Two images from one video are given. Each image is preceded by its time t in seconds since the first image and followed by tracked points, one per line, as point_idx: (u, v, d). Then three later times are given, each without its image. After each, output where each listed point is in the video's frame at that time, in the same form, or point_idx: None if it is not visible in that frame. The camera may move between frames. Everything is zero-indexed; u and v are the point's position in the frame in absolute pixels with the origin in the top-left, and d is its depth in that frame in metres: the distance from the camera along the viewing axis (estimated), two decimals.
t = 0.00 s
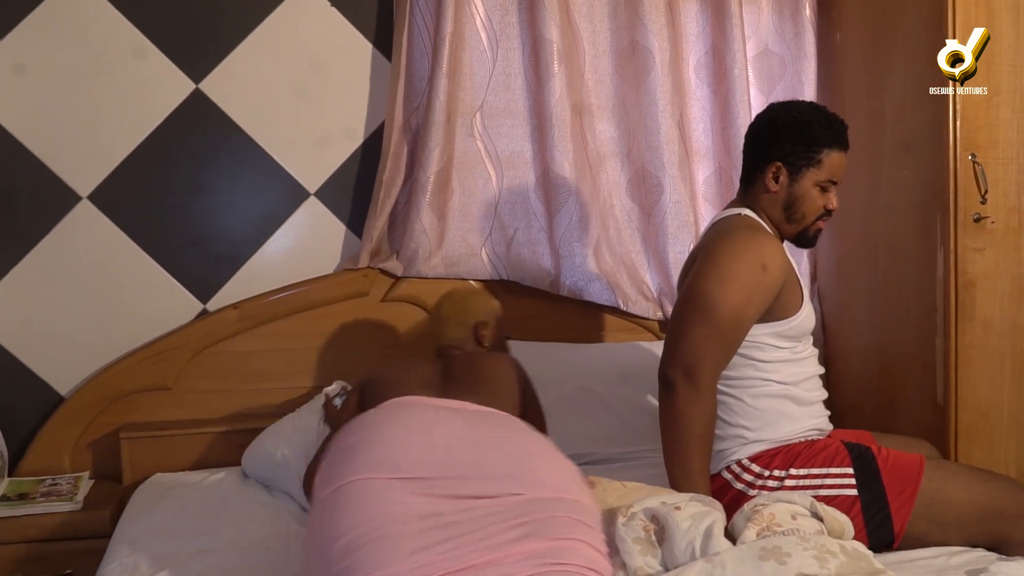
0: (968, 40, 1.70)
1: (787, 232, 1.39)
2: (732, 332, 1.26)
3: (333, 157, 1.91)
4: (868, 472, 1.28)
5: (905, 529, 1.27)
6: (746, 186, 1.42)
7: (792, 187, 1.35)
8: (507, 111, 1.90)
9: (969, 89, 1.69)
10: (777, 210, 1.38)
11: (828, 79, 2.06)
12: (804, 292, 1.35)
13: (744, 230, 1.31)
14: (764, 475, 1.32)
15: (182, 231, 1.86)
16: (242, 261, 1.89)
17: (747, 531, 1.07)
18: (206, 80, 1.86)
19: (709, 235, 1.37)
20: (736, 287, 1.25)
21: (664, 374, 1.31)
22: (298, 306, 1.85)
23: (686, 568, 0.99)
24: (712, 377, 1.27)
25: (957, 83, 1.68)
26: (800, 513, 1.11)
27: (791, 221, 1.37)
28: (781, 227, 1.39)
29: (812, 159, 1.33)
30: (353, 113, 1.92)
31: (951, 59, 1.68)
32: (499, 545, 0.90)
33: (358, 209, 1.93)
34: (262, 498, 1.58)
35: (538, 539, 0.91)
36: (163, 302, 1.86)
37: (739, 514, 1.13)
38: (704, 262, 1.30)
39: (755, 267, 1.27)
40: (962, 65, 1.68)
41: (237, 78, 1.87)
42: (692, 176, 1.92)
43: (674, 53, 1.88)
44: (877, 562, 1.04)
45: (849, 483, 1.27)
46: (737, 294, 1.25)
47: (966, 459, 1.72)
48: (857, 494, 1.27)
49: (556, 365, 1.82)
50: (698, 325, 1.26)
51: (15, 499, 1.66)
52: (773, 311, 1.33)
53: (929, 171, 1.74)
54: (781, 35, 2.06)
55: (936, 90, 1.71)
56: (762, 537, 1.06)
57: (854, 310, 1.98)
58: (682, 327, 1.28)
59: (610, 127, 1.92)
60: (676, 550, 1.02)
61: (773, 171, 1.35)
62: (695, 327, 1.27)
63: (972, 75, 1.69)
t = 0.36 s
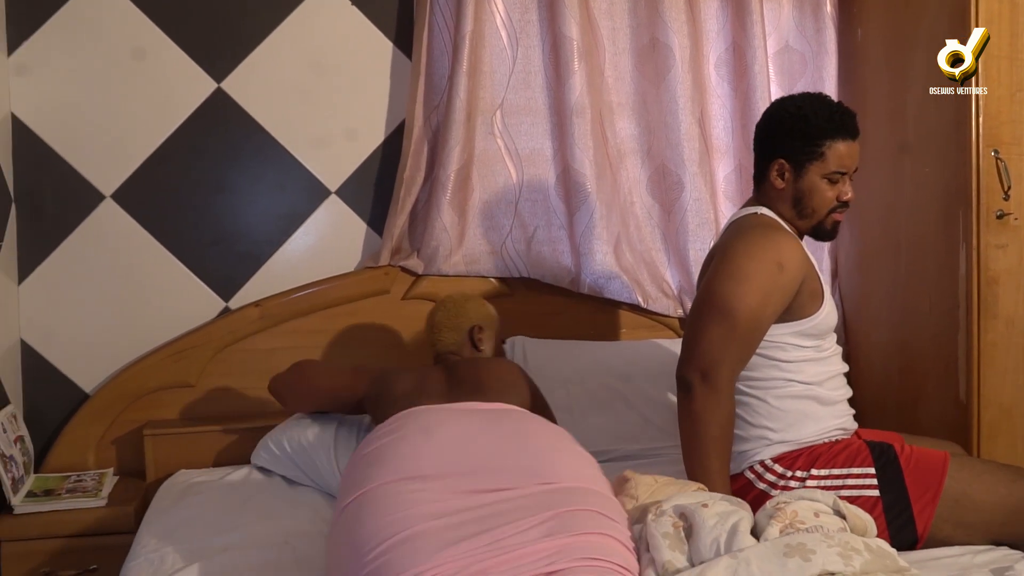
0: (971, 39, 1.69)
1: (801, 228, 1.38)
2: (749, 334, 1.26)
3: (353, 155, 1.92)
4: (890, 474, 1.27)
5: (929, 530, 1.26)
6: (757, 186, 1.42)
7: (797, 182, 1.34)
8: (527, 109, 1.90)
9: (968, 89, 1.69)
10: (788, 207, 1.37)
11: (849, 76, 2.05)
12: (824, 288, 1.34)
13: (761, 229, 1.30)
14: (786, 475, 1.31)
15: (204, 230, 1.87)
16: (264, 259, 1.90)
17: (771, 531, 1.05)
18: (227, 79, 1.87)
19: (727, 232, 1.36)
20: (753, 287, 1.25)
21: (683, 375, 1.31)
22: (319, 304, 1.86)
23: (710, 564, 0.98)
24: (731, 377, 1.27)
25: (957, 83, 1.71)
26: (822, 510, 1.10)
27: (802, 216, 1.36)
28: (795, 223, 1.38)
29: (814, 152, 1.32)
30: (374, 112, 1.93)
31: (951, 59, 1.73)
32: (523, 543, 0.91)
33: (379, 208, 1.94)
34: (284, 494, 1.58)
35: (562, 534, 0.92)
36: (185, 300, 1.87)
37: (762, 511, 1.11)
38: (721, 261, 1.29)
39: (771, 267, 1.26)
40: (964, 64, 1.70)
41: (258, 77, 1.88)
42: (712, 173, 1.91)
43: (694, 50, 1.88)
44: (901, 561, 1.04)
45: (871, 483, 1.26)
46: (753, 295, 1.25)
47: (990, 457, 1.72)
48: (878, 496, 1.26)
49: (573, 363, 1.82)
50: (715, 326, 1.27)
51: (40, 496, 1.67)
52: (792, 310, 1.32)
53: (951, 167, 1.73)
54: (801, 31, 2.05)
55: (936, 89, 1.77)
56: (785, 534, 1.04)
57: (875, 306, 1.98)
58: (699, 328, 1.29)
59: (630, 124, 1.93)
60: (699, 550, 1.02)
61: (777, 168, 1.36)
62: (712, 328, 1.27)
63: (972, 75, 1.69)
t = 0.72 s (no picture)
0: (971, 39, 1.74)
1: (811, 228, 1.42)
2: (762, 331, 1.30)
3: (374, 156, 1.97)
4: (896, 466, 1.30)
5: (937, 522, 1.29)
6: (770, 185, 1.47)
7: (807, 183, 1.38)
8: (544, 110, 1.94)
9: (969, 89, 1.74)
10: (798, 207, 1.41)
11: (861, 77, 2.09)
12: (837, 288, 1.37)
13: (777, 229, 1.34)
14: (795, 470, 1.34)
15: (229, 229, 1.92)
16: (287, 258, 1.95)
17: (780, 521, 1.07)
18: (251, 82, 1.91)
19: (743, 232, 1.40)
20: (767, 285, 1.29)
21: (697, 373, 1.35)
22: (341, 301, 1.90)
23: (721, 554, 1.01)
24: (745, 373, 1.31)
25: (958, 83, 1.77)
26: (831, 503, 1.13)
27: (812, 216, 1.40)
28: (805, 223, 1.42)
29: (823, 154, 1.36)
30: (394, 114, 1.97)
31: (952, 59, 1.78)
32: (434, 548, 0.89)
33: (399, 208, 1.98)
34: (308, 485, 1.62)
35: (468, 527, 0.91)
36: (210, 298, 1.92)
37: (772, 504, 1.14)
38: (737, 260, 1.33)
39: (785, 265, 1.30)
40: (965, 64, 1.75)
41: (281, 80, 1.92)
42: (726, 172, 1.95)
43: (708, 52, 1.92)
44: (909, 553, 1.07)
45: (878, 478, 1.30)
46: (767, 293, 1.29)
47: (1000, 451, 1.74)
48: (886, 490, 1.29)
49: (586, 360, 1.86)
50: (730, 324, 1.31)
51: (72, 488, 1.71)
52: (806, 309, 1.36)
53: (962, 166, 1.77)
54: (813, 33, 2.09)
55: (937, 88, 1.83)
56: (795, 526, 1.07)
57: (887, 303, 2.01)
58: (715, 325, 1.33)
59: (645, 125, 1.97)
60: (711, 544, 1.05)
61: (787, 169, 1.40)
62: (727, 325, 1.31)
63: (972, 75, 1.74)
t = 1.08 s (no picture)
0: (970, 39, 1.78)
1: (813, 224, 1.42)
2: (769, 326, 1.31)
3: (389, 155, 1.98)
4: (909, 460, 1.30)
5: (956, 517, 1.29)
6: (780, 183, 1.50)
7: (809, 179, 1.40)
8: (557, 108, 1.95)
9: (969, 89, 1.79)
10: (802, 203, 1.43)
11: (874, 73, 2.09)
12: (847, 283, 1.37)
13: (782, 225, 1.34)
14: (806, 463, 1.35)
15: (246, 229, 1.94)
16: (303, 257, 1.96)
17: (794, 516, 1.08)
18: (266, 82, 1.93)
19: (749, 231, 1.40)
20: (772, 279, 1.30)
21: (706, 368, 1.37)
22: (356, 299, 1.91)
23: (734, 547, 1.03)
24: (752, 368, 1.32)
25: (957, 83, 1.82)
26: (845, 498, 1.14)
27: (814, 212, 1.41)
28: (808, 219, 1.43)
29: (823, 150, 1.37)
30: (409, 113, 1.99)
31: (952, 59, 1.82)
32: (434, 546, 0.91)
33: (414, 206, 2.00)
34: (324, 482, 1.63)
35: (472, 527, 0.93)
36: (228, 296, 1.93)
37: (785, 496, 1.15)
38: (742, 256, 1.34)
39: (789, 259, 1.30)
40: (964, 64, 1.80)
41: (297, 80, 1.94)
42: (739, 169, 1.96)
43: (720, 49, 1.93)
44: (922, 547, 1.09)
45: (890, 473, 1.30)
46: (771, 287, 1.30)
47: (1013, 447, 1.74)
48: (898, 484, 1.29)
49: (599, 357, 1.87)
50: (735, 321, 1.32)
51: (92, 486, 1.72)
52: (814, 304, 1.36)
53: (974, 162, 1.77)
54: (825, 30, 2.09)
55: (936, 88, 1.87)
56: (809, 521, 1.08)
57: (900, 298, 2.02)
58: (722, 319, 1.34)
59: (658, 122, 1.98)
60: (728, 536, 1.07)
61: (793, 165, 1.43)
62: (732, 322, 1.32)
63: (972, 75, 1.78)
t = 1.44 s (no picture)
0: (970, 39, 1.78)
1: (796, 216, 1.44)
2: (756, 308, 1.31)
3: (392, 154, 1.98)
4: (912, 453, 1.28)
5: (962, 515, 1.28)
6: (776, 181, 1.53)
7: (790, 170, 1.43)
8: (559, 107, 1.95)
9: (968, 89, 1.80)
10: (785, 195, 1.45)
11: (876, 71, 2.09)
12: (830, 261, 1.36)
13: (757, 217, 1.35)
14: (808, 453, 1.33)
15: (249, 228, 1.94)
16: (305, 255, 1.96)
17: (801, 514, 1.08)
18: (269, 81, 1.93)
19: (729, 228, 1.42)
20: (749, 263, 1.30)
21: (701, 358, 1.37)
22: (359, 297, 1.91)
23: (746, 547, 1.02)
24: (744, 350, 1.31)
25: (957, 83, 1.82)
26: (853, 494, 1.13)
27: (793, 203, 1.43)
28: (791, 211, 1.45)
29: (801, 142, 1.41)
30: (411, 112, 1.99)
31: (952, 59, 1.83)
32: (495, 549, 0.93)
33: (416, 205, 2.00)
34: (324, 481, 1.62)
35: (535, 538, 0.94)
36: (229, 295, 1.93)
37: (792, 493, 1.15)
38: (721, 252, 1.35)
39: (762, 241, 1.31)
40: (964, 64, 1.80)
41: (299, 79, 1.94)
42: (741, 168, 1.96)
43: (722, 47, 1.93)
44: (930, 544, 1.08)
45: (894, 464, 1.27)
46: (750, 269, 1.30)
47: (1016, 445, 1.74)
48: (901, 476, 1.27)
49: (600, 356, 1.86)
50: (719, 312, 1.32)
51: (94, 485, 1.72)
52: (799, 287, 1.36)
53: (977, 160, 1.77)
54: (827, 28, 2.10)
55: (936, 88, 1.88)
56: (817, 518, 1.07)
57: (903, 296, 2.02)
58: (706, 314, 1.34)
59: (660, 120, 1.98)
60: (734, 534, 1.06)
61: (779, 160, 1.47)
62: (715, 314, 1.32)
63: (972, 75, 1.79)
